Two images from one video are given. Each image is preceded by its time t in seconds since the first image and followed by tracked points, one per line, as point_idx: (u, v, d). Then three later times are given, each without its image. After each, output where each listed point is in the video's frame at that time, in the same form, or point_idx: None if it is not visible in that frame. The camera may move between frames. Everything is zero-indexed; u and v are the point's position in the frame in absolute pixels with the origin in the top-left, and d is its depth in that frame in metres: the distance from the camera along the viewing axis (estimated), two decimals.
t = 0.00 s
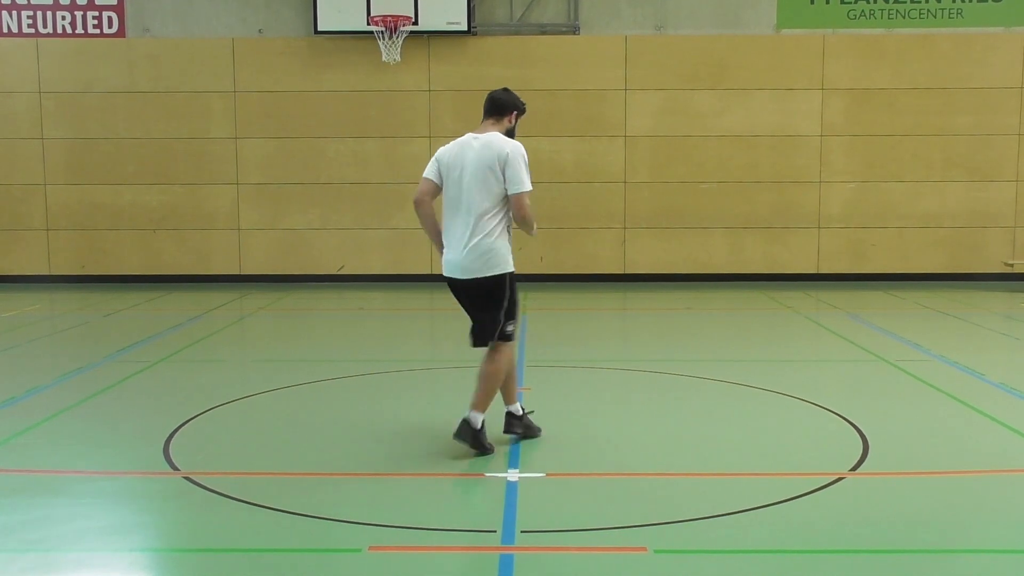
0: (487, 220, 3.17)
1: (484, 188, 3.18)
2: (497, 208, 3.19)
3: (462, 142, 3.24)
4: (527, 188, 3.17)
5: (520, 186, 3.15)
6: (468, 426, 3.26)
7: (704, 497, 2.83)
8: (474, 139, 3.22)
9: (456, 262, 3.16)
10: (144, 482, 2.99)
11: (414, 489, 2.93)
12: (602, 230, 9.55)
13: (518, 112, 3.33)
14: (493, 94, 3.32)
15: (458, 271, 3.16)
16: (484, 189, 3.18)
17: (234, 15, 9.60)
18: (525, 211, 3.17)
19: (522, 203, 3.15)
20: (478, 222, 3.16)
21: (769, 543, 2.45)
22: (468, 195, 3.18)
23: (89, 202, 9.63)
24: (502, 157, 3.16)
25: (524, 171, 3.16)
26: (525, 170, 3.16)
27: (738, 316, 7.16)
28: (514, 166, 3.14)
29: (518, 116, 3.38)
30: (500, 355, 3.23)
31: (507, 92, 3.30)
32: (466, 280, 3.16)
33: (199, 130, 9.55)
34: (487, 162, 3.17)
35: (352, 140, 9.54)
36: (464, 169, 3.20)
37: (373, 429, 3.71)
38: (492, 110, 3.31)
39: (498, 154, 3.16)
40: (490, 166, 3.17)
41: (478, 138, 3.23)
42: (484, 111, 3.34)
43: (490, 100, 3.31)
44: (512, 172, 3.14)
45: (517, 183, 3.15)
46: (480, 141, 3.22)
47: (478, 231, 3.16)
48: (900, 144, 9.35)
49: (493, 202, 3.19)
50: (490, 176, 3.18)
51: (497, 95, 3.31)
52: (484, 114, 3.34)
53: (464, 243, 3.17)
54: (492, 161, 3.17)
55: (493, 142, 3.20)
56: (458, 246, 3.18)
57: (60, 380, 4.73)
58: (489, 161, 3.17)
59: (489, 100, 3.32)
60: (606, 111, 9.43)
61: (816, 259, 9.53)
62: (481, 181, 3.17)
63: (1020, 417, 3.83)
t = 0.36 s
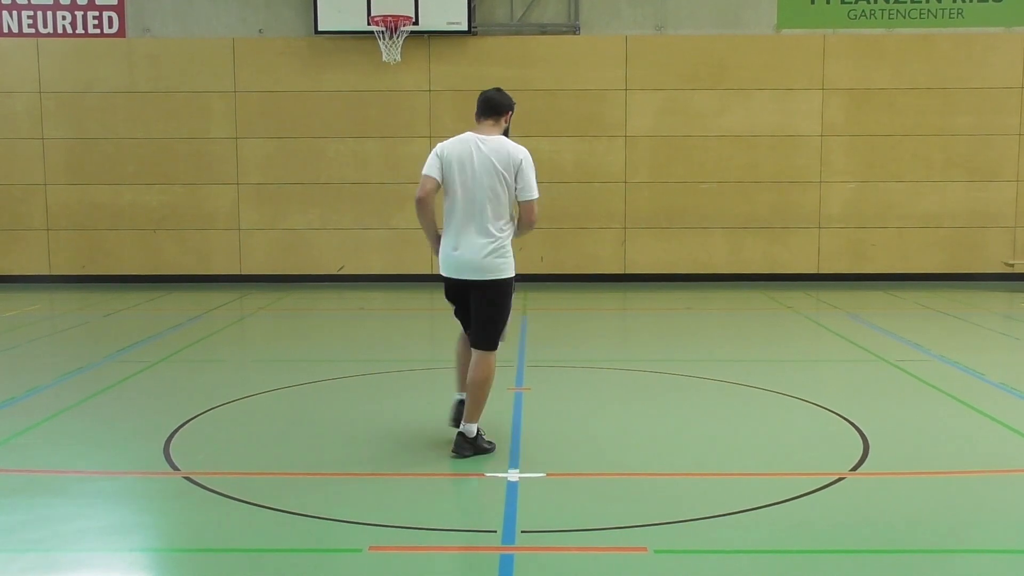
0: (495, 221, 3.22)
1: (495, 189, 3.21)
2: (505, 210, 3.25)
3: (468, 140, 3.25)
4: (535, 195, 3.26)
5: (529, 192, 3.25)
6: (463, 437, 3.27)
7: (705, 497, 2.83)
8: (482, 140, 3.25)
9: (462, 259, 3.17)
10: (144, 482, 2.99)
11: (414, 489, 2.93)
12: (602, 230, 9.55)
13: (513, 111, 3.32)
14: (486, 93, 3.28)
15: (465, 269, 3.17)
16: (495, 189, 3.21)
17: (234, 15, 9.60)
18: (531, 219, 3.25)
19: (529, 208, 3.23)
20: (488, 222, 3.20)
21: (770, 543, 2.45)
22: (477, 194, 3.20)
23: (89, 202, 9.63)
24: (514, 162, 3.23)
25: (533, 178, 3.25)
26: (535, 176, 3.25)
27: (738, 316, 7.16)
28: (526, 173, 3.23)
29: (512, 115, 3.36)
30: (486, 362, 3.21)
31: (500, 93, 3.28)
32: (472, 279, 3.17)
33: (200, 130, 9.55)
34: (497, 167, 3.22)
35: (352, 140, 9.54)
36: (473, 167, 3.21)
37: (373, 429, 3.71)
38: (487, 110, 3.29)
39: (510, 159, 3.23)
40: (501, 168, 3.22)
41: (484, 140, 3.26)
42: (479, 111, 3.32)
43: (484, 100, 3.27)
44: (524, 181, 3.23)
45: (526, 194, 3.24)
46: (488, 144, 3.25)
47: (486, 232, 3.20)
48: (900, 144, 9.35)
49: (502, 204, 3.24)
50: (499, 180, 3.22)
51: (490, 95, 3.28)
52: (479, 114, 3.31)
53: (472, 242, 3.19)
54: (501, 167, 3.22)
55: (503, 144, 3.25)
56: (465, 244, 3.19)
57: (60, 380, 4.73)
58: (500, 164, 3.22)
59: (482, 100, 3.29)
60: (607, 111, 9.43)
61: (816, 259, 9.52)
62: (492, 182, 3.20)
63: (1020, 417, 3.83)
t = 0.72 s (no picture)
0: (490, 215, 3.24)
1: (486, 184, 3.24)
2: (499, 204, 3.27)
3: (458, 139, 3.29)
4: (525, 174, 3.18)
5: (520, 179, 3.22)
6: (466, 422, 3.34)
7: (705, 497, 2.83)
8: (472, 137, 3.28)
9: (461, 256, 3.23)
10: (144, 482, 2.99)
11: (415, 489, 2.93)
12: (602, 230, 9.55)
13: (507, 111, 3.37)
14: (480, 94, 3.35)
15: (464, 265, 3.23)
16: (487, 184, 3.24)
17: (234, 15, 9.60)
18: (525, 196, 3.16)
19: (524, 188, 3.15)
20: (482, 218, 3.24)
21: (769, 543, 2.45)
22: (469, 191, 3.25)
23: (89, 202, 9.63)
24: (503, 153, 3.23)
25: (524, 162, 3.20)
26: (524, 161, 3.21)
27: (738, 316, 7.15)
28: (514, 159, 3.20)
29: (507, 116, 3.41)
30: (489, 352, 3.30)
31: (495, 92, 3.34)
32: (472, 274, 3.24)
33: (200, 130, 9.55)
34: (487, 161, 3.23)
35: (352, 140, 9.54)
36: (462, 165, 3.25)
37: (373, 429, 3.71)
38: (482, 110, 3.34)
39: (499, 150, 3.23)
40: (490, 161, 3.23)
41: (475, 136, 3.29)
42: (473, 110, 3.37)
43: (479, 100, 3.34)
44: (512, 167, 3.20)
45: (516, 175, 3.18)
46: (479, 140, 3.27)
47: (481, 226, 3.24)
48: (900, 144, 9.35)
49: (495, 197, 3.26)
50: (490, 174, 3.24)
51: (485, 95, 3.35)
52: (473, 114, 3.37)
53: (468, 238, 3.24)
54: (492, 160, 3.23)
55: (492, 138, 3.26)
56: (462, 241, 3.25)
57: (60, 379, 4.73)
58: (489, 157, 3.24)
59: (478, 100, 3.35)
60: (606, 111, 9.43)
61: (816, 259, 9.52)
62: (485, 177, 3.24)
63: (1019, 417, 3.82)
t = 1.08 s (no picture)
0: (494, 217, 3.29)
1: (488, 186, 3.28)
2: (503, 204, 3.29)
3: (465, 146, 3.37)
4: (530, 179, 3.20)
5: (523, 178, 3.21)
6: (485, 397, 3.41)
7: (705, 498, 2.83)
8: (477, 143, 3.35)
9: (468, 261, 3.31)
10: (144, 482, 2.99)
11: (415, 489, 2.93)
12: (603, 230, 9.55)
13: (516, 115, 3.43)
14: (490, 98, 3.41)
15: (471, 270, 3.30)
16: (489, 186, 3.28)
17: (235, 15, 9.61)
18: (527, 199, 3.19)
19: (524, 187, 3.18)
20: (487, 220, 3.29)
21: (770, 542, 2.45)
22: (474, 195, 3.31)
23: (89, 202, 9.63)
24: (506, 156, 3.26)
25: (525, 163, 3.21)
26: (528, 161, 3.22)
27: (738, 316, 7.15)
28: (517, 160, 3.22)
29: (516, 118, 3.47)
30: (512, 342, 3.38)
31: (504, 97, 3.39)
32: (479, 277, 3.30)
33: (200, 130, 9.56)
34: (490, 164, 3.28)
35: (352, 140, 9.54)
36: (468, 171, 3.33)
37: (373, 429, 3.71)
38: (491, 114, 3.40)
39: (502, 154, 3.27)
40: (492, 165, 3.27)
41: (481, 141, 3.35)
42: (483, 115, 3.44)
43: (489, 104, 3.40)
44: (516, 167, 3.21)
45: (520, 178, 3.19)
46: (483, 145, 3.33)
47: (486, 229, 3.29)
48: (900, 144, 9.35)
49: (499, 198, 3.29)
50: (492, 175, 3.28)
51: (494, 100, 3.40)
52: (483, 118, 3.43)
53: (474, 242, 3.31)
54: (495, 161, 3.27)
55: (496, 142, 3.31)
56: (469, 246, 3.32)
57: (60, 380, 4.73)
58: (492, 160, 3.28)
59: (488, 104, 3.42)
60: (606, 111, 9.43)
61: (816, 259, 9.52)
62: (488, 181, 3.28)
63: (1019, 416, 3.82)
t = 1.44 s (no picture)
0: (493, 216, 3.33)
1: (490, 185, 3.33)
2: (503, 204, 3.35)
3: (465, 140, 3.37)
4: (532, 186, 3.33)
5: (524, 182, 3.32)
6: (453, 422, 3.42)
7: (706, 498, 2.83)
8: (477, 139, 3.36)
9: (464, 254, 3.29)
10: (144, 482, 2.99)
11: (415, 489, 2.93)
12: (603, 230, 9.55)
13: (511, 113, 3.46)
14: (484, 95, 3.43)
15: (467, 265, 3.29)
16: (492, 185, 3.33)
17: (235, 15, 9.61)
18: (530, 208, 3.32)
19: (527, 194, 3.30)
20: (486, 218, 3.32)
21: (771, 542, 2.45)
22: (474, 191, 3.32)
23: (90, 202, 9.63)
24: (510, 158, 3.33)
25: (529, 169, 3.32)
26: (530, 167, 3.33)
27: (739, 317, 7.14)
28: (519, 164, 3.31)
29: (510, 116, 3.50)
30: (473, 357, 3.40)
31: (498, 94, 3.42)
32: (474, 273, 3.30)
33: (200, 130, 9.56)
34: (493, 163, 3.33)
35: (353, 140, 9.54)
36: (469, 166, 3.33)
37: (373, 429, 3.71)
38: (486, 111, 3.42)
39: (506, 155, 3.33)
40: (495, 164, 3.32)
41: (481, 139, 3.37)
42: (477, 112, 3.45)
43: (483, 101, 3.42)
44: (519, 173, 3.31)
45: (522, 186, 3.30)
46: (485, 142, 3.36)
47: (485, 226, 3.32)
48: (900, 144, 9.35)
49: (498, 198, 3.34)
50: (496, 175, 3.33)
51: (488, 97, 3.43)
52: (477, 115, 3.45)
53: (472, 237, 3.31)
54: (498, 161, 3.33)
55: (498, 141, 3.35)
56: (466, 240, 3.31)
57: (60, 380, 4.72)
58: (494, 160, 3.33)
59: (482, 101, 3.43)
60: (607, 111, 9.43)
61: (817, 259, 9.52)
62: (491, 179, 3.33)
63: (1019, 416, 3.83)
